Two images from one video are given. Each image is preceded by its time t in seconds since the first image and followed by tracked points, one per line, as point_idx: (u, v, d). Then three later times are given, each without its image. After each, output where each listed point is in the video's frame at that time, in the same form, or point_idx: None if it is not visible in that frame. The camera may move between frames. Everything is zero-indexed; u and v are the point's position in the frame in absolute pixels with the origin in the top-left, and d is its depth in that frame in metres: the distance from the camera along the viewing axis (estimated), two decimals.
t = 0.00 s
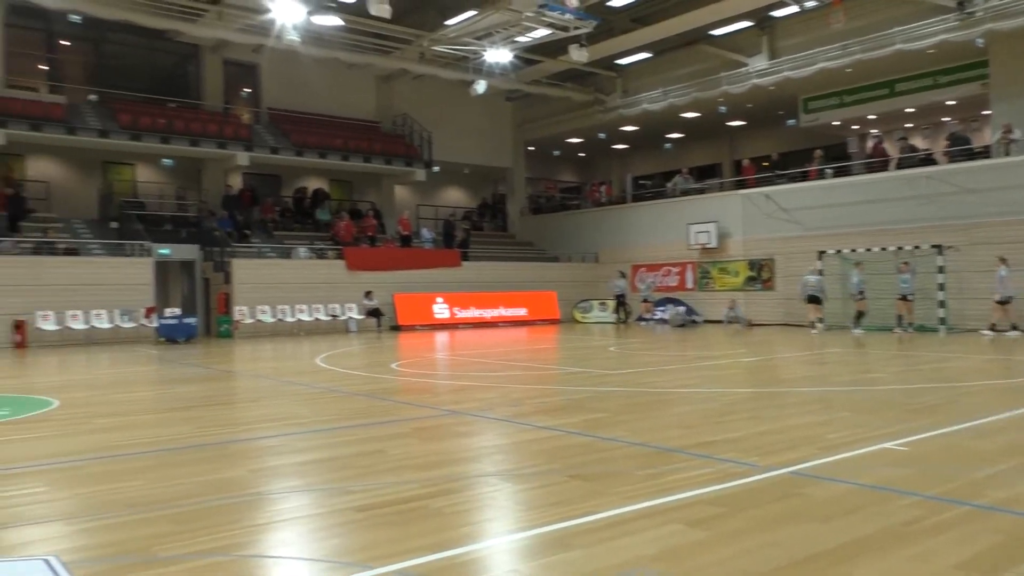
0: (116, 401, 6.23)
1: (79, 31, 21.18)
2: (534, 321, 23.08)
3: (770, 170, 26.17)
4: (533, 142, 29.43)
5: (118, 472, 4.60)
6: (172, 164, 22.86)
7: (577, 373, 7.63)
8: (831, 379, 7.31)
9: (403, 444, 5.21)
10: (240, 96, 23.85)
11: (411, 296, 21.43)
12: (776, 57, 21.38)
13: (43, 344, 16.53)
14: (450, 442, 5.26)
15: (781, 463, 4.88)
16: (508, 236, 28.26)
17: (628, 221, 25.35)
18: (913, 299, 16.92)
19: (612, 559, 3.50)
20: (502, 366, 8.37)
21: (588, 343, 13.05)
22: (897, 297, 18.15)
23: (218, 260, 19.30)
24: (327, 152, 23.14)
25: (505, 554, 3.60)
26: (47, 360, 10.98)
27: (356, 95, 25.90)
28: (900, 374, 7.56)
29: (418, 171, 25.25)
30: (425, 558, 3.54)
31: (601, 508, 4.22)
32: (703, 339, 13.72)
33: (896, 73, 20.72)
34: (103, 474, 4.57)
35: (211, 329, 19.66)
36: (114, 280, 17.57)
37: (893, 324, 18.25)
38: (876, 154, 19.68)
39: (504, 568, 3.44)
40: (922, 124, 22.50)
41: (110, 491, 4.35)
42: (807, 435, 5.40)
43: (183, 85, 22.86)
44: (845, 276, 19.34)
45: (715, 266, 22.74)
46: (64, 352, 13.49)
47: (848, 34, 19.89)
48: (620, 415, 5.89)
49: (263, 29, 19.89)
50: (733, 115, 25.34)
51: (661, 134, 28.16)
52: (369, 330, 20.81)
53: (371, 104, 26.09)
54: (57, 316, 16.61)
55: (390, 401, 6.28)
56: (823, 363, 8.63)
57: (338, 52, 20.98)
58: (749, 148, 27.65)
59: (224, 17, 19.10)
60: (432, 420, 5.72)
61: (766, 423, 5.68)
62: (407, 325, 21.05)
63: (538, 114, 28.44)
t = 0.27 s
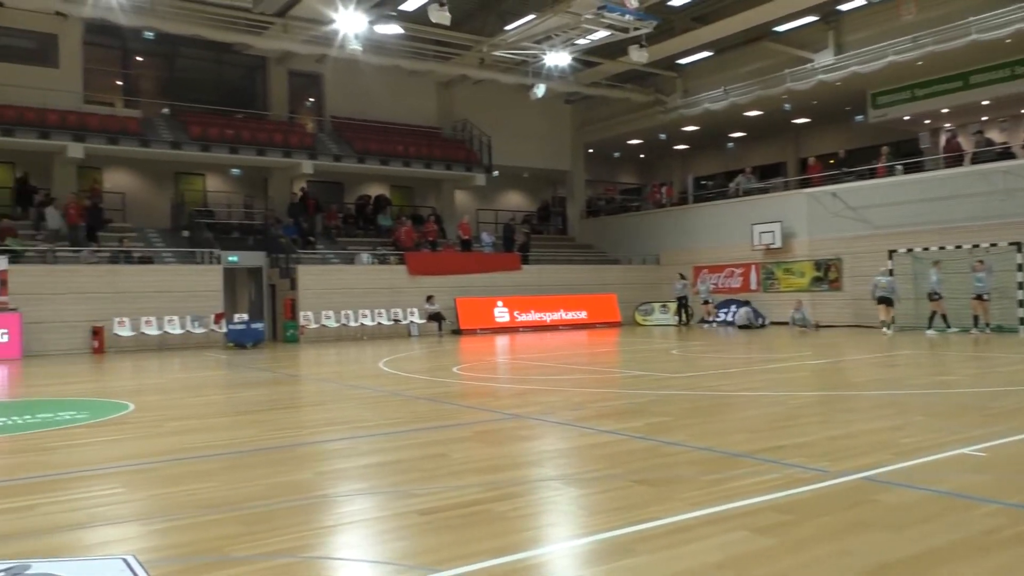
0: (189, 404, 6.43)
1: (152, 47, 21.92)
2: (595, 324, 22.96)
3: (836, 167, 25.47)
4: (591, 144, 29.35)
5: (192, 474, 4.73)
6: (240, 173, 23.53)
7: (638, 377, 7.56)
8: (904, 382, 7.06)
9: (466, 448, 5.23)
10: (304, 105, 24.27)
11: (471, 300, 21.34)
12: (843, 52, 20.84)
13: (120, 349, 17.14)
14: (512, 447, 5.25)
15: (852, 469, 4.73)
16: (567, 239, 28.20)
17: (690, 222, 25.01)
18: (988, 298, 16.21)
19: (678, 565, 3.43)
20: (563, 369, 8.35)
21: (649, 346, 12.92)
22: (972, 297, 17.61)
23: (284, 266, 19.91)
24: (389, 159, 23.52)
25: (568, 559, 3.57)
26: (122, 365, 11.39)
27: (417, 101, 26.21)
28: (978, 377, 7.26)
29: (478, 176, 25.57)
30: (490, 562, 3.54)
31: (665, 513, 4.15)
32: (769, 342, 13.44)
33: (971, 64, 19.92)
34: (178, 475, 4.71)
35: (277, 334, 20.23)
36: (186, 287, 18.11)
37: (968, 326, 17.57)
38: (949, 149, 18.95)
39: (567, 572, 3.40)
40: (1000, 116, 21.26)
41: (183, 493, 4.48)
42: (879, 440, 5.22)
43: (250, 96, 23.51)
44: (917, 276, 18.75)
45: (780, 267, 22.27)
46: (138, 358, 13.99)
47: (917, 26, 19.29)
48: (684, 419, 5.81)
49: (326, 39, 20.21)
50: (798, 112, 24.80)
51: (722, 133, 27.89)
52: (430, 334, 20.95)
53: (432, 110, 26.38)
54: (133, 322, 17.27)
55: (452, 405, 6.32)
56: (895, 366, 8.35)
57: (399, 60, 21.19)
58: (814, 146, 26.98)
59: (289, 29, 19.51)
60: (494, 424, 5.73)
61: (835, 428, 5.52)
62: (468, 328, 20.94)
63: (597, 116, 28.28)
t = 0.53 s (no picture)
0: (225, 404, 6.52)
1: (187, 52, 22.33)
2: (626, 325, 22.92)
3: (872, 166, 25.09)
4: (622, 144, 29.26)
5: (228, 473, 4.79)
6: (274, 176, 23.85)
7: (671, 378, 7.52)
8: (943, 384, 6.93)
9: (498, 449, 5.23)
10: (336, 108, 24.57)
11: (505, 301, 21.52)
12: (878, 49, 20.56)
13: (158, 350, 17.48)
14: (544, 448, 5.24)
15: (891, 473, 4.64)
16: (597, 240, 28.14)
17: (723, 222, 24.85)
18: None
19: (712, 568, 3.39)
20: (595, 371, 8.33)
21: (681, 347, 12.85)
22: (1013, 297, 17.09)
23: (317, 268, 20.00)
24: (420, 161, 23.57)
25: (601, 562, 3.54)
26: (160, 366, 11.60)
27: (448, 103, 26.34)
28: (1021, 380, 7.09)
29: (508, 177, 25.46)
30: (523, 564, 3.53)
31: (700, 517, 4.10)
32: (803, 343, 13.28)
33: (1011, 60, 19.50)
34: (214, 475, 4.78)
35: (310, 335, 20.34)
36: (222, 288, 18.34)
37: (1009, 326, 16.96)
38: (990, 147, 18.46)
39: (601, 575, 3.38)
40: None
41: (219, 492, 4.53)
42: (918, 443, 5.12)
43: (284, 100, 23.84)
44: (956, 275, 18.22)
45: (814, 267, 22.18)
46: (174, 358, 14.24)
47: (956, 22, 18.92)
48: (717, 421, 5.76)
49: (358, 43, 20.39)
50: (832, 111, 24.54)
51: (755, 133, 27.75)
52: (462, 335, 21.06)
53: (463, 112, 26.49)
54: (170, 323, 17.59)
55: (484, 406, 6.32)
56: (933, 368, 8.19)
57: (430, 63, 21.30)
58: (849, 144, 26.57)
59: (322, 33, 19.80)
60: (526, 425, 5.72)
61: (872, 431, 5.43)
62: (499, 328, 21.09)
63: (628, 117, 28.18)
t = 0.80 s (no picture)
0: (262, 404, 6.60)
1: (226, 57, 22.73)
2: (660, 328, 22.84)
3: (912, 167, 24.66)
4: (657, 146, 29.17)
5: (266, 472, 4.86)
6: (309, 179, 24.11)
7: (705, 382, 7.46)
8: (986, 390, 6.78)
9: (533, 451, 5.23)
10: (371, 111, 24.95)
11: (538, 303, 21.56)
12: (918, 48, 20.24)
13: (197, 350, 17.73)
14: (578, 451, 5.23)
15: (932, 479, 4.55)
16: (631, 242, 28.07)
17: (760, 224, 24.62)
18: None
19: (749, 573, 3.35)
20: (629, 373, 8.30)
21: (716, 350, 12.74)
22: None
23: (352, 270, 20.06)
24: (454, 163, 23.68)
25: (636, 566, 3.52)
26: (198, 366, 11.79)
27: (482, 106, 26.46)
28: None
29: (542, 179, 25.49)
30: (559, 566, 3.52)
31: (736, 521, 4.06)
32: (840, 347, 13.09)
33: None
34: (252, 474, 4.84)
35: (345, 336, 20.50)
36: (259, 290, 18.50)
37: None
38: None
39: None
40: None
41: (257, 491, 4.59)
42: (959, 450, 5.02)
43: (320, 104, 24.15)
44: (1000, 278, 17.78)
45: (853, 270, 21.78)
46: (212, 359, 14.45)
47: (999, 19, 18.54)
48: (753, 425, 5.70)
49: (393, 46, 20.50)
50: (871, 111, 24.19)
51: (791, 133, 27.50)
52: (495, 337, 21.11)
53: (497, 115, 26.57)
54: (209, 323, 17.81)
55: (517, 408, 6.33)
56: (975, 372, 8.03)
57: (464, 66, 21.40)
58: (888, 145, 26.15)
59: (357, 38, 19.87)
60: (559, 428, 5.72)
61: (912, 436, 5.34)
62: (532, 331, 21.11)
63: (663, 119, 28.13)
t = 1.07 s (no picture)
0: (308, 406, 6.69)
1: (273, 65, 23.18)
2: (704, 332, 22.32)
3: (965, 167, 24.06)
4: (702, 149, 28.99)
5: (313, 473, 4.92)
6: (354, 184, 24.39)
7: (750, 387, 7.36)
8: None
9: (576, 455, 5.22)
10: (415, 116, 25.06)
11: (581, 307, 21.29)
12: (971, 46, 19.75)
13: (245, 352, 17.99)
14: (620, 455, 5.20)
15: (989, 489, 4.42)
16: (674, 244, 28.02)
17: (805, 226, 24.29)
18: None
19: None
20: (672, 378, 8.24)
21: (761, 355, 12.57)
22: None
23: (396, 274, 20.41)
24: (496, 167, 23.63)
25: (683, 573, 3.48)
26: (247, 368, 11.99)
27: (525, 110, 26.53)
28: None
29: (584, 182, 25.35)
30: (605, 571, 3.50)
31: (785, 529, 3.99)
32: (889, 352, 12.81)
33: None
34: (299, 475, 4.91)
35: (389, 340, 20.65)
36: (302, 293, 18.78)
37: None
38: None
39: None
40: None
41: (304, 492, 4.65)
42: (1017, 459, 4.87)
43: (365, 109, 24.39)
44: None
45: (903, 273, 21.37)
46: (260, 361, 14.69)
47: None
48: (800, 432, 5.60)
49: (436, 51, 20.62)
50: (922, 111, 23.65)
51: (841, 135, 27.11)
52: (537, 340, 21.06)
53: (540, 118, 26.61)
54: (256, 326, 18.07)
55: (560, 412, 6.32)
56: None
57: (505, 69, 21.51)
58: (939, 145, 25.54)
59: (400, 43, 20.07)
60: (602, 432, 5.70)
61: (967, 444, 5.19)
62: (575, 335, 20.86)
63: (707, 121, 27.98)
